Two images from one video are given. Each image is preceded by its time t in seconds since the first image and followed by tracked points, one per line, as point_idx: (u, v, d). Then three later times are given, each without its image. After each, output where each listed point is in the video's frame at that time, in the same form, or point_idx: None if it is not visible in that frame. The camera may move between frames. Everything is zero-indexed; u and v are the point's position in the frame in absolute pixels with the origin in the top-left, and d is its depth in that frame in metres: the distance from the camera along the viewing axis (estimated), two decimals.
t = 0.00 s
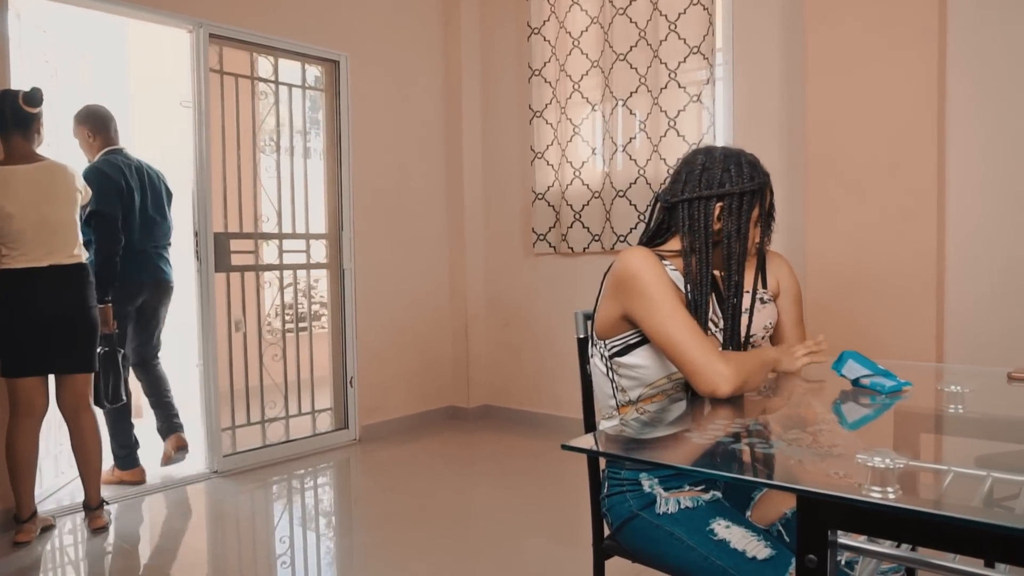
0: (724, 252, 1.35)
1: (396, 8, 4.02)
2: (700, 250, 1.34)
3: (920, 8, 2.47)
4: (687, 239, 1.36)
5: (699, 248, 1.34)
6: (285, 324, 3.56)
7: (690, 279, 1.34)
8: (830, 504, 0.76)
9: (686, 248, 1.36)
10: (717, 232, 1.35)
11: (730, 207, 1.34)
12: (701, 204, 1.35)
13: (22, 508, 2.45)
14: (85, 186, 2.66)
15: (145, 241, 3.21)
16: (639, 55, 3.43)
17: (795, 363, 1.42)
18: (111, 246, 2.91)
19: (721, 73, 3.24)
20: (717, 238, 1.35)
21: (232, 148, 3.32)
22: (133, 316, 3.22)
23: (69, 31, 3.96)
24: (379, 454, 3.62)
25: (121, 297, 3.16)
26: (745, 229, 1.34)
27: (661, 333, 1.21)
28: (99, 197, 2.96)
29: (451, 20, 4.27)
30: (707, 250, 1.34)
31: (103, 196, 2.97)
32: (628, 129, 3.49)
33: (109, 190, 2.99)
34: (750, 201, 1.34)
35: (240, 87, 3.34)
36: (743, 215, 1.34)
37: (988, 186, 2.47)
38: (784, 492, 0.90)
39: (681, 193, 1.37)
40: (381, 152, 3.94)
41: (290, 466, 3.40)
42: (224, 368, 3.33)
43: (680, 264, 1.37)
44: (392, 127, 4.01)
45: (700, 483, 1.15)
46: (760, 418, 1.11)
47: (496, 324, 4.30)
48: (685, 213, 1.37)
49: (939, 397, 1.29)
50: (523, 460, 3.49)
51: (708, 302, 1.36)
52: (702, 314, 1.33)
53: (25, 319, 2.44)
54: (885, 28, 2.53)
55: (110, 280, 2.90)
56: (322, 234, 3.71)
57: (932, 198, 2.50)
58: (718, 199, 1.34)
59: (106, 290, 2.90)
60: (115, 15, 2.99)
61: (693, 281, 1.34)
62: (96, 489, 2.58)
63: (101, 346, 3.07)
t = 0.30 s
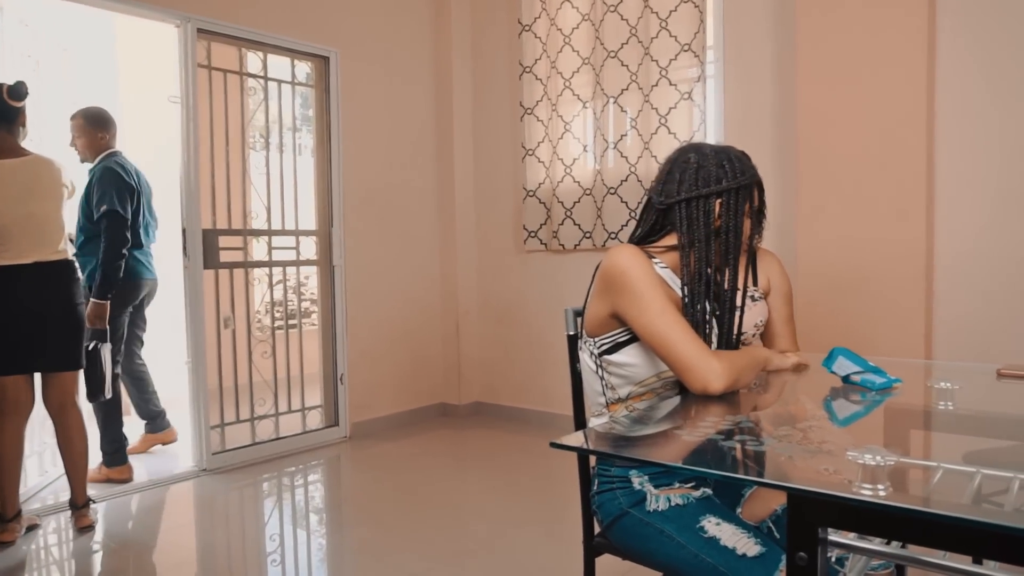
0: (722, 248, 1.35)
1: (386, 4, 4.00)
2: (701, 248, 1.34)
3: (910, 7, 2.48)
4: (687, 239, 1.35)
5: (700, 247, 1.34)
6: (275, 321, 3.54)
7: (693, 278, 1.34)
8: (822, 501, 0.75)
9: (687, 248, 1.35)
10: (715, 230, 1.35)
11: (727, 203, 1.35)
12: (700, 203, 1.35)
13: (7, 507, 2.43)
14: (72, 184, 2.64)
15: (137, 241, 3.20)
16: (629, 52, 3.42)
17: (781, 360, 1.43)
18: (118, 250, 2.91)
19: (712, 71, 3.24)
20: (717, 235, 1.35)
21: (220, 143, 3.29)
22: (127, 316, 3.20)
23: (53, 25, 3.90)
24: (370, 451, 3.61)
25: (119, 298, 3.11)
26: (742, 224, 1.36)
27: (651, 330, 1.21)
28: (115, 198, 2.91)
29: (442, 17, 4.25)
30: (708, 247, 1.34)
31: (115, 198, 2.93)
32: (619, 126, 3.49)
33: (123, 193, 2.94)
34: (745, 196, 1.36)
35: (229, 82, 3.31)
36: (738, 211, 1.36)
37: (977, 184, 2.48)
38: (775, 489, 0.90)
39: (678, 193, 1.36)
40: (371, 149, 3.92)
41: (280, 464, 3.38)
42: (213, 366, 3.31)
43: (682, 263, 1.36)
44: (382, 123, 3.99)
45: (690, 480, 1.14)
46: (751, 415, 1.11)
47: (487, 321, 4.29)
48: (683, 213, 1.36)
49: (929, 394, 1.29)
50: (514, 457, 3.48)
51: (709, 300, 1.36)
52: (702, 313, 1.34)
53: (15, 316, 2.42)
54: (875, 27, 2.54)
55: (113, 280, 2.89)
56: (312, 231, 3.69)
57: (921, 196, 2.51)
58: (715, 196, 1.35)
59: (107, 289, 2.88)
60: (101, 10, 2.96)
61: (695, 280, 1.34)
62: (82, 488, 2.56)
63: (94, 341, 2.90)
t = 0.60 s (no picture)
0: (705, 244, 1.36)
1: None
2: (686, 247, 1.35)
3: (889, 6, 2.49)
4: (671, 237, 1.35)
5: (684, 246, 1.35)
6: (257, 318, 3.51)
7: (679, 277, 1.35)
8: (799, 498, 0.76)
9: (671, 247, 1.35)
10: (697, 226, 1.36)
11: (709, 199, 1.36)
12: (682, 200, 1.35)
13: None
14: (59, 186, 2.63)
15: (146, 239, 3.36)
16: (612, 50, 3.42)
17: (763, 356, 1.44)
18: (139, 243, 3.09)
19: (694, 69, 3.24)
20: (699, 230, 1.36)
21: (200, 139, 3.26)
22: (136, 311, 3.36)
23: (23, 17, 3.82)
24: (353, 450, 3.59)
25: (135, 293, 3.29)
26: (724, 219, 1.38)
27: (629, 326, 1.21)
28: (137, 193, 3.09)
29: (424, 13, 4.23)
30: (692, 245, 1.35)
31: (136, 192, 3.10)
32: (602, 124, 3.48)
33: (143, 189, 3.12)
34: (725, 190, 1.37)
35: (208, 78, 3.28)
36: (719, 206, 1.37)
37: (955, 182, 2.50)
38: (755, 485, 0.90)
39: (660, 192, 1.36)
40: (353, 145, 3.89)
41: (261, 462, 3.35)
42: (194, 364, 3.27)
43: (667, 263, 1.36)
44: (364, 120, 3.96)
45: (670, 476, 1.14)
46: (730, 411, 1.11)
47: (470, 319, 4.28)
48: (665, 212, 1.36)
49: (907, 390, 1.30)
50: (497, 454, 3.48)
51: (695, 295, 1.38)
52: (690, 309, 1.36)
53: None
54: (855, 26, 2.55)
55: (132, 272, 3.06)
56: (293, 227, 3.66)
57: (901, 194, 2.52)
58: (696, 192, 1.35)
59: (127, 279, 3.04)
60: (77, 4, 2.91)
61: (681, 279, 1.35)
62: (58, 488, 2.53)
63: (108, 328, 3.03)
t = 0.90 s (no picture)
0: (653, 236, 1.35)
1: None
2: (629, 237, 1.35)
3: (853, 8, 2.53)
4: (618, 227, 1.36)
5: (627, 235, 1.35)
6: (224, 317, 3.46)
7: (622, 268, 1.34)
8: (761, 493, 0.76)
9: (618, 238, 1.36)
10: (646, 217, 1.36)
11: (659, 191, 1.35)
12: (629, 190, 1.36)
13: None
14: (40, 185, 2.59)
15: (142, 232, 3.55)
16: (582, 48, 3.43)
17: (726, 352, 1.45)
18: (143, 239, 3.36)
19: (663, 68, 3.26)
20: (648, 224, 1.35)
21: (166, 134, 3.20)
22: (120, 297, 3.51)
23: None
24: (322, 449, 3.55)
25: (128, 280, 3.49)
26: (674, 214, 1.35)
27: (593, 323, 1.21)
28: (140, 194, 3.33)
29: (393, 9, 4.20)
30: (637, 235, 1.34)
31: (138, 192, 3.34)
32: (572, 122, 3.49)
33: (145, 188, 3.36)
34: (677, 184, 1.35)
35: (173, 72, 3.22)
36: (671, 199, 1.35)
37: (916, 181, 2.54)
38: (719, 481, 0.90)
39: (609, 182, 1.38)
40: (322, 141, 3.85)
41: (229, 462, 3.30)
42: (159, 364, 3.22)
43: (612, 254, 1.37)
44: (333, 116, 3.92)
45: (637, 473, 1.15)
46: (694, 408, 1.12)
47: (441, 316, 4.27)
48: (614, 202, 1.37)
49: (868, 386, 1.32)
50: (467, 453, 3.47)
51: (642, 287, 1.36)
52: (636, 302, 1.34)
53: None
54: (820, 27, 2.59)
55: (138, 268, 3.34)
56: (261, 225, 3.61)
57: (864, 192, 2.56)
58: (646, 183, 1.35)
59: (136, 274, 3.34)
60: None
61: (624, 270, 1.34)
62: (18, 491, 2.47)
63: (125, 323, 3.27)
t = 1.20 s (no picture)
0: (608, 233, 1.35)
1: None
2: (585, 233, 1.35)
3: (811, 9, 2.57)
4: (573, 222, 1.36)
5: (582, 232, 1.35)
6: (183, 316, 3.39)
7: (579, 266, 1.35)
8: (714, 489, 0.76)
9: (573, 235, 1.37)
10: (601, 214, 1.36)
11: (614, 187, 1.35)
12: (585, 185, 1.36)
13: None
14: None
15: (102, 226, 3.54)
16: (545, 46, 3.43)
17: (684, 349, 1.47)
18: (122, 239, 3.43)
19: (626, 67, 3.28)
20: (602, 219, 1.35)
21: (122, 129, 3.12)
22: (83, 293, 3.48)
23: None
24: (284, 450, 3.50)
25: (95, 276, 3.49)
26: (629, 210, 1.35)
27: (550, 320, 1.22)
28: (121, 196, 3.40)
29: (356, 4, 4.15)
30: (592, 232, 1.35)
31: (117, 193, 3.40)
32: (536, 120, 3.49)
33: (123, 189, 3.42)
34: (633, 182, 1.35)
35: (130, 66, 3.14)
36: (626, 196, 1.35)
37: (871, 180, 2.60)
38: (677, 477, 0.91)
39: (566, 177, 1.38)
40: (283, 137, 3.79)
41: (189, 464, 3.24)
42: (116, 364, 3.14)
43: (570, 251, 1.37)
44: (295, 112, 3.86)
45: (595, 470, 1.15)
46: (651, 405, 1.12)
47: (405, 315, 4.24)
48: (571, 197, 1.37)
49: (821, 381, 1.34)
50: (432, 452, 3.45)
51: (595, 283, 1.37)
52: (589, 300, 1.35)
53: None
54: (779, 28, 2.63)
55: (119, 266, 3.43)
56: (221, 222, 3.55)
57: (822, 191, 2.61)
58: (602, 179, 1.35)
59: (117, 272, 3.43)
60: None
61: (581, 266, 1.35)
62: None
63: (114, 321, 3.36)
